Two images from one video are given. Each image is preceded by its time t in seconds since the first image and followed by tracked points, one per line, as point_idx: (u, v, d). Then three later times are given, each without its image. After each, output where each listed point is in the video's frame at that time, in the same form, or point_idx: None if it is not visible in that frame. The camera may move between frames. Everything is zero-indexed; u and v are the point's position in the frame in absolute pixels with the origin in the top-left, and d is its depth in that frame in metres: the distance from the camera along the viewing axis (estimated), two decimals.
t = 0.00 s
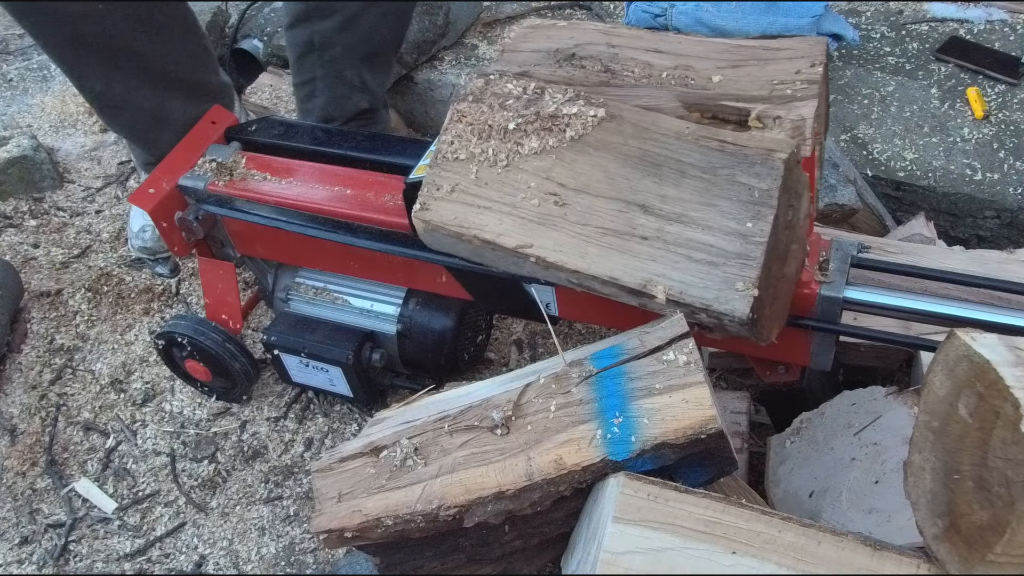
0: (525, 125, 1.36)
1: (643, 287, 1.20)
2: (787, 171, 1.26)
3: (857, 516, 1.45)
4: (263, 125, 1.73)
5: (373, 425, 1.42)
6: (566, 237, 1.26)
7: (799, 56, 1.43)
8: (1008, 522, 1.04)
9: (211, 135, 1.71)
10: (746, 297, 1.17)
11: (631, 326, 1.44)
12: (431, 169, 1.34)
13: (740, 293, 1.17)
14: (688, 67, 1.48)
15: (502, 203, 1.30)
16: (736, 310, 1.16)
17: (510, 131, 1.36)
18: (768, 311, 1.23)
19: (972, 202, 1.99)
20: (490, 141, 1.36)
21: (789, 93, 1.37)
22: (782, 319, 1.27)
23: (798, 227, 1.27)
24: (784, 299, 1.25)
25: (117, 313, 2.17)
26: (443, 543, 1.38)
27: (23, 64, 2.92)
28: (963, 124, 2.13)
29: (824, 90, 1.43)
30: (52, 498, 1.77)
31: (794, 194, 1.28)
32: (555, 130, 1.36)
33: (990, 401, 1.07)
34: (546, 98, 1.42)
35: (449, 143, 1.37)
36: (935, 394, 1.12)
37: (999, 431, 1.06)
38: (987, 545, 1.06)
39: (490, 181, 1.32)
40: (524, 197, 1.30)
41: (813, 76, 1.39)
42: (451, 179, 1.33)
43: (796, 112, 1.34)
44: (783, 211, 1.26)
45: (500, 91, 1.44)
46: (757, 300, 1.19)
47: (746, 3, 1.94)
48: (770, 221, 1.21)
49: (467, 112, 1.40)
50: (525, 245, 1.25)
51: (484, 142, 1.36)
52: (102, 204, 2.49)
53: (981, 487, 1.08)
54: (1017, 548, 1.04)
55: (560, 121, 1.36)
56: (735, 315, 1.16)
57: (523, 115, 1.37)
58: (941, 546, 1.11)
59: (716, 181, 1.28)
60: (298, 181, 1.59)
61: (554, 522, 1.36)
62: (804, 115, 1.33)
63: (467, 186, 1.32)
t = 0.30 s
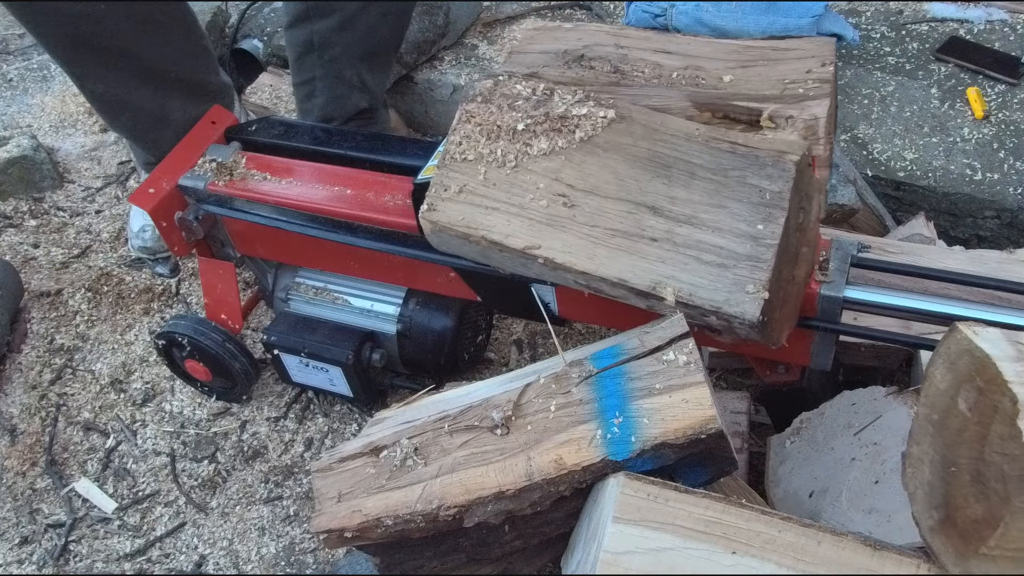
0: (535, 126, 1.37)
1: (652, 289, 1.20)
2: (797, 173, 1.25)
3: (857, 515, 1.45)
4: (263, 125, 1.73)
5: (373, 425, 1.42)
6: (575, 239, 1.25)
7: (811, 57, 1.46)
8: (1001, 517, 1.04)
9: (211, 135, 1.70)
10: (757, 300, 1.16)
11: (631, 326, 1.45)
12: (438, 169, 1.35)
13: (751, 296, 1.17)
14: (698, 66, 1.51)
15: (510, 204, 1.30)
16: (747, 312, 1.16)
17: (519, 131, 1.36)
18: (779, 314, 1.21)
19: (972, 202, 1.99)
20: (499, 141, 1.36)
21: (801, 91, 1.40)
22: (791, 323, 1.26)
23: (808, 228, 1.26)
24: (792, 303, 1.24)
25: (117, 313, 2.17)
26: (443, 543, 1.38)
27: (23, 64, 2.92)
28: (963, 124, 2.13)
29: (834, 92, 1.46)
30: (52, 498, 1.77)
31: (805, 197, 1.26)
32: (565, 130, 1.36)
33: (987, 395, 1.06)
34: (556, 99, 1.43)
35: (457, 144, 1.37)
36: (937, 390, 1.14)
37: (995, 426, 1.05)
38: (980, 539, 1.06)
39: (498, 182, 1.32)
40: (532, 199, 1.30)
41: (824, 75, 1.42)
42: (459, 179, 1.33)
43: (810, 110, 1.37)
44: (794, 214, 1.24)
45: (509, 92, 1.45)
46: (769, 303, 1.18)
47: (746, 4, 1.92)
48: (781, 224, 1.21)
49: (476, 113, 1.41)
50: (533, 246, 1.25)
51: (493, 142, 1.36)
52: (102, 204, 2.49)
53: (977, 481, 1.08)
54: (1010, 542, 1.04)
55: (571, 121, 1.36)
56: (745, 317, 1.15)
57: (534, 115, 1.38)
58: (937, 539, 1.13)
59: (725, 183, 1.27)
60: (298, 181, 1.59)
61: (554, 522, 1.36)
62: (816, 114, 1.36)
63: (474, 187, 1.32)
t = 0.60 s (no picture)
0: (546, 128, 1.37)
1: (661, 295, 1.20)
2: (810, 181, 1.28)
3: (857, 515, 1.45)
4: (263, 125, 1.73)
5: (373, 424, 1.42)
6: (585, 242, 1.25)
7: (822, 57, 1.46)
8: (981, 504, 1.06)
9: (211, 135, 1.70)
10: (766, 308, 1.17)
11: (631, 326, 1.45)
12: (449, 169, 1.34)
13: (760, 304, 1.17)
14: (709, 67, 1.51)
15: (520, 207, 1.29)
16: (756, 320, 1.16)
17: (530, 133, 1.36)
18: (788, 321, 1.23)
19: (972, 202, 1.99)
20: (510, 143, 1.35)
21: (813, 90, 1.41)
22: (800, 332, 1.28)
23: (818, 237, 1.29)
24: (802, 312, 1.27)
25: (117, 313, 2.17)
26: (442, 543, 1.38)
27: (22, 64, 2.92)
28: (963, 124, 2.13)
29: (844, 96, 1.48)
30: (52, 498, 1.77)
31: (816, 206, 1.30)
32: (577, 133, 1.36)
33: (971, 385, 1.10)
34: (568, 102, 1.43)
35: (468, 145, 1.36)
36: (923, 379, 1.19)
37: (977, 415, 1.09)
38: (961, 526, 1.09)
39: (508, 184, 1.32)
40: (543, 201, 1.29)
41: (836, 74, 1.43)
42: (468, 180, 1.32)
43: (823, 109, 1.37)
44: (807, 221, 1.27)
45: (521, 93, 1.44)
46: (778, 310, 1.19)
47: (746, 4, 1.92)
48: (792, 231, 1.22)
49: (487, 114, 1.40)
50: (543, 248, 1.24)
51: (503, 143, 1.36)
52: (102, 204, 2.49)
53: (959, 470, 1.11)
54: (990, 530, 1.07)
55: (582, 124, 1.37)
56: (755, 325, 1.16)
57: (545, 117, 1.38)
58: (921, 526, 1.16)
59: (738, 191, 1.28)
60: (298, 181, 1.59)
61: (554, 522, 1.36)
62: (830, 113, 1.37)
63: (484, 188, 1.31)
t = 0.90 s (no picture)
0: (557, 128, 1.37)
1: (670, 297, 1.20)
2: (821, 186, 1.27)
3: (857, 515, 1.45)
4: (263, 125, 1.73)
5: (373, 423, 1.42)
6: (594, 243, 1.25)
7: (833, 55, 1.50)
8: (982, 498, 1.11)
9: (211, 135, 1.70)
10: (776, 311, 1.16)
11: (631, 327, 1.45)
12: (458, 168, 1.33)
13: (770, 307, 1.17)
14: (720, 65, 1.53)
15: (530, 206, 1.29)
16: (765, 323, 1.16)
17: (541, 133, 1.36)
18: (798, 327, 1.23)
19: (972, 202, 1.99)
20: (521, 142, 1.35)
21: (826, 87, 1.43)
22: (810, 338, 1.27)
23: (830, 242, 1.28)
24: (812, 317, 1.26)
25: (117, 313, 2.17)
26: (442, 542, 1.38)
27: (23, 64, 2.92)
28: (963, 124, 2.13)
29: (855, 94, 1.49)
30: (52, 498, 1.77)
31: (828, 210, 1.28)
32: (588, 134, 1.36)
33: (980, 376, 1.10)
34: (580, 102, 1.43)
35: (479, 143, 1.36)
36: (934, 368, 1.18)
37: (983, 408, 1.10)
38: (961, 517, 1.15)
39: (518, 183, 1.31)
40: (552, 201, 1.29)
41: (849, 71, 1.46)
42: (479, 179, 1.32)
43: (834, 107, 1.39)
44: (818, 227, 1.26)
45: (533, 93, 1.44)
46: (787, 315, 1.18)
47: (746, 4, 1.94)
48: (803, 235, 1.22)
49: (498, 113, 1.40)
50: (552, 249, 1.24)
51: (514, 142, 1.35)
52: (102, 204, 2.49)
53: (962, 461, 1.13)
54: (990, 523, 1.13)
55: (593, 125, 1.37)
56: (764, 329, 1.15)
57: (556, 117, 1.38)
58: (922, 513, 1.19)
59: (748, 194, 1.28)
60: (298, 181, 1.60)
61: (553, 522, 1.36)
62: (842, 110, 1.39)
63: (494, 187, 1.31)
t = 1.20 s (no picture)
0: (569, 131, 1.37)
1: (679, 303, 1.20)
2: (834, 194, 1.29)
3: (857, 515, 1.44)
4: (263, 125, 1.73)
5: (374, 416, 1.41)
6: (603, 247, 1.25)
7: (846, 59, 1.51)
8: (972, 501, 1.12)
9: (211, 135, 1.70)
10: (786, 320, 1.16)
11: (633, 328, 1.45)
12: (467, 170, 1.33)
13: (780, 315, 1.17)
14: (732, 68, 1.54)
15: (540, 208, 1.28)
16: (775, 332, 1.16)
17: (553, 136, 1.36)
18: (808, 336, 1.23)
19: (972, 202, 1.99)
20: (531, 145, 1.35)
21: (840, 91, 1.44)
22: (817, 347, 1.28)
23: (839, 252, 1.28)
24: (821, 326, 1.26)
25: (117, 313, 2.17)
26: (438, 539, 1.37)
27: (23, 64, 2.92)
28: (963, 124, 2.13)
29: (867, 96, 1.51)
30: (52, 498, 1.77)
31: (839, 219, 1.31)
32: (599, 137, 1.36)
33: (964, 383, 1.14)
34: (591, 105, 1.43)
35: (489, 145, 1.36)
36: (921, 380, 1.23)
37: (970, 413, 1.13)
38: (952, 523, 1.15)
39: (528, 186, 1.31)
40: (562, 204, 1.29)
41: (861, 74, 1.47)
42: (488, 181, 1.32)
43: (848, 111, 1.40)
44: (829, 234, 1.28)
45: (544, 95, 1.44)
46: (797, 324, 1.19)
47: (746, 3, 1.93)
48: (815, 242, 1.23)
49: (509, 114, 1.40)
50: (561, 252, 1.23)
51: (524, 145, 1.36)
52: (102, 204, 2.49)
53: (952, 467, 1.15)
54: (981, 527, 1.13)
55: (605, 129, 1.37)
56: (774, 337, 1.15)
57: (568, 120, 1.38)
58: (915, 520, 1.21)
59: (760, 201, 1.28)
60: (298, 181, 1.59)
61: (551, 522, 1.35)
62: (856, 114, 1.39)
63: (503, 190, 1.31)
